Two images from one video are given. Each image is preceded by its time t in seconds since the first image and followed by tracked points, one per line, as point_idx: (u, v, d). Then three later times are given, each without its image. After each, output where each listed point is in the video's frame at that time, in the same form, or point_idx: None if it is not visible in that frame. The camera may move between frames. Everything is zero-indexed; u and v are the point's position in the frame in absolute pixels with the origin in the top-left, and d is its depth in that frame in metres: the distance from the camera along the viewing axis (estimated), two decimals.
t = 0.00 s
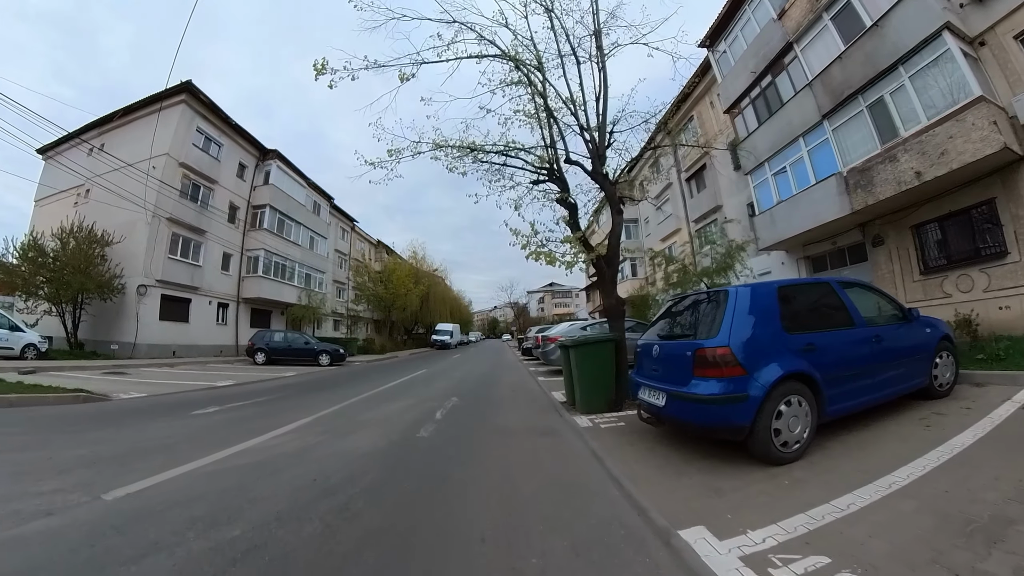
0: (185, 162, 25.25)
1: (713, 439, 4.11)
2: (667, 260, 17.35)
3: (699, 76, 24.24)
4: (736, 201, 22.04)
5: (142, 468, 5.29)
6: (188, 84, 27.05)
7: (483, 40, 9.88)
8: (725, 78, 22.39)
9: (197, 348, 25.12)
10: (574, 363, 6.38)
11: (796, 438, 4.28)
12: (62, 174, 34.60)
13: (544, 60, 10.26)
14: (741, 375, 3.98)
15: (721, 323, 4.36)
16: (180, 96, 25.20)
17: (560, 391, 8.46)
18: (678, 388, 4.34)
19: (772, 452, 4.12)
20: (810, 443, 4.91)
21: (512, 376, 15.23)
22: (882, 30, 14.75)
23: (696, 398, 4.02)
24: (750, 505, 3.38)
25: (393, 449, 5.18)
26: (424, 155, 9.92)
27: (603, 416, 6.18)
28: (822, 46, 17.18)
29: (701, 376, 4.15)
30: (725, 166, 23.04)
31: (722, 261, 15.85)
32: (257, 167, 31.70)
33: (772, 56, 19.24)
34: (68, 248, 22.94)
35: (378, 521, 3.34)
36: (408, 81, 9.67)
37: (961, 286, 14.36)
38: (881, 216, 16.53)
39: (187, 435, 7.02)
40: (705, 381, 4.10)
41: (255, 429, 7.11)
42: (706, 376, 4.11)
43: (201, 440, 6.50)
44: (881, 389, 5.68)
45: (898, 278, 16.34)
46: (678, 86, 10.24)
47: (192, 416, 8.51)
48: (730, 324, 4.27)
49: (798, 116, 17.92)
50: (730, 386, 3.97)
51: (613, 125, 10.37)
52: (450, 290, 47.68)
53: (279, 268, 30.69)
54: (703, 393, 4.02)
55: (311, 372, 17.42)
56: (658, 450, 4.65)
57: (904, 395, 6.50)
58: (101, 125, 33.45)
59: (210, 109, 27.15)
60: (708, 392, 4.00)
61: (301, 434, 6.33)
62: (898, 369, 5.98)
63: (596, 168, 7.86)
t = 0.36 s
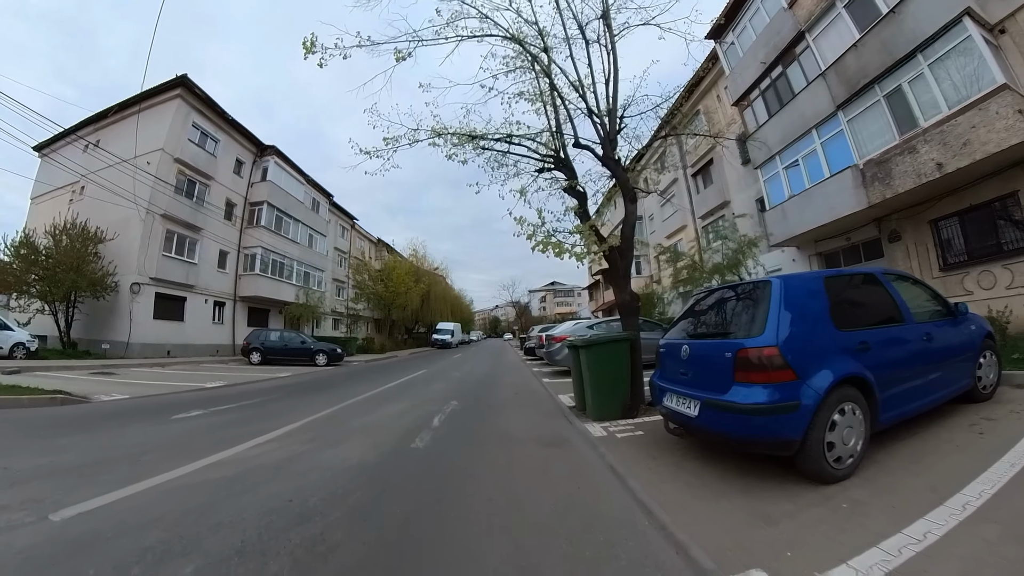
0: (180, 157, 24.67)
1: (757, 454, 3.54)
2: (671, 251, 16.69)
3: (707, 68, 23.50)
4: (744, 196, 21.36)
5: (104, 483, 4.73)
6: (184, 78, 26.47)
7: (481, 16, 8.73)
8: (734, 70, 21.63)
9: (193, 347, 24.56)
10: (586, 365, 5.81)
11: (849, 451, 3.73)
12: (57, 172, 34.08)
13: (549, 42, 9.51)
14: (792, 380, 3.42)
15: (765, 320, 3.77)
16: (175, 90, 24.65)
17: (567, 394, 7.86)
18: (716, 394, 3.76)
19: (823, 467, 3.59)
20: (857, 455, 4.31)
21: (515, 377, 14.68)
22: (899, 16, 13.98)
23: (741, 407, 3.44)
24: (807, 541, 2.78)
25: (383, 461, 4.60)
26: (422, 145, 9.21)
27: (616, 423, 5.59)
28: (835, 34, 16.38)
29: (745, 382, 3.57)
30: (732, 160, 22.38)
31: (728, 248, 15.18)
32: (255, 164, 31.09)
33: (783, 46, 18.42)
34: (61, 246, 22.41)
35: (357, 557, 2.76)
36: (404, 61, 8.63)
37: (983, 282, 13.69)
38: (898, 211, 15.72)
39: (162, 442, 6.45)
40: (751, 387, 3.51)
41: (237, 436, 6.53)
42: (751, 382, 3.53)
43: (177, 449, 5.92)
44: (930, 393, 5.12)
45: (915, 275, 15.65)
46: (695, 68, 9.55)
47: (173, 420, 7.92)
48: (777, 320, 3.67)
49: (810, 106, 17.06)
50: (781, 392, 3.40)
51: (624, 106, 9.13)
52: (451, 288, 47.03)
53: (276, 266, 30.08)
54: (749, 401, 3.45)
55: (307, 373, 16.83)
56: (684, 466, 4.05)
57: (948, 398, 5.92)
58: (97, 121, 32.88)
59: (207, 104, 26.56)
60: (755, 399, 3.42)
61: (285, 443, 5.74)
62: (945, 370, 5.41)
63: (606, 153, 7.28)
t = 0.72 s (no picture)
0: (175, 154, 24.10)
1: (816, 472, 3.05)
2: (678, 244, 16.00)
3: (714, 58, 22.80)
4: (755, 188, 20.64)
5: (56, 503, 4.17)
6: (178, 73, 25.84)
7: None
8: (741, 59, 20.86)
9: (188, 348, 24.05)
10: (599, 367, 5.18)
11: (916, 463, 3.25)
12: (53, 170, 33.57)
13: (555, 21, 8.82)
14: (860, 384, 2.91)
15: (818, 315, 3.24)
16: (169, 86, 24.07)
17: (576, 396, 7.27)
18: (765, 402, 3.23)
19: (892, 483, 3.11)
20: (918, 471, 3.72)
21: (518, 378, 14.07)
22: None
23: (801, 418, 2.92)
24: None
25: (369, 479, 4.02)
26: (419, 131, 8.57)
27: (633, 432, 4.99)
28: (848, 19, 15.52)
29: (803, 388, 3.04)
30: (740, 152, 21.71)
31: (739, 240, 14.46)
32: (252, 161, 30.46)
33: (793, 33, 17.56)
34: (54, 245, 21.92)
35: None
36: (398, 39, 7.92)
37: (1006, 276, 12.87)
38: (916, 202, 14.96)
39: (136, 451, 5.92)
40: (810, 394, 2.99)
41: (217, 445, 5.99)
42: (809, 387, 3.01)
43: (147, 462, 5.36)
44: (987, 393, 4.61)
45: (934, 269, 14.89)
46: (710, 47, 8.87)
47: (154, 426, 7.39)
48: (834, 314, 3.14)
49: (823, 94, 16.25)
50: (847, 398, 2.89)
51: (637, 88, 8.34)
52: (452, 287, 46.42)
53: (273, 265, 29.48)
54: (810, 410, 2.92)
55: (303, 373, 16.26)
56: (719, 488, 3.48)
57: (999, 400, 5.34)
58: (91, 119, 32.28)
59: (201, 100, 25.95)
60: (818, 408, 2.90)
61: (267, 454, 5.20)
62: (999, 369, 4.86)
63: (618, 136, 6.70)
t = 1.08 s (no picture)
0: (168, 151, 23.53)
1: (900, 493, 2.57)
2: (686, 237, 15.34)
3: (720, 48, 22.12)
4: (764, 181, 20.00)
5: None
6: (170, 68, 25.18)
7: None
8: (748, 48, 20.18)
9: (183, 349, 23.51)
10: (615, 369, 4.59)
11: (1011, 478, 2.75)
12: (46, 170, 33.01)
13: None
14: (953, 388, 2.44)
15: (882, 308, 2.81)
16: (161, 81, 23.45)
17: (586, 400, 6.70)
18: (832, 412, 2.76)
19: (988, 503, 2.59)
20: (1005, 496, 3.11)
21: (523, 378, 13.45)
22: None
23: (888, 432, 2.44)
24: None
25: (352, 504, 3.45)
26: (413, 115, 7.92)
27: (655, 442, 4.40)
28: (861, 3, 14.79)
29: (884, 394, 2.58)
30: (747, 144, 21.08)
31: (753, 230, 13.75)
32: (247, 158, 29.83)
33: (803, 19, 16.81)
34: (45, 245, 21.40)
35: None
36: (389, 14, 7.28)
37: None
38: (934, 193, 14.11)
39: (102, 465, 5.37)
40: (890, 401, 2.54)
41: (192, 457, 5.44)
42: (887, 394, 2.56)
43: (111, 478, 4.82)
44: None
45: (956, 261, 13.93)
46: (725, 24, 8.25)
47: (130, 434, 6.86)
48: (903, 306, 2.71)
49: (835, 82, 15.51)
50: (941, 405, 2.44)
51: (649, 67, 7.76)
52: (453, 285, 45.82)
53: (270, 264, 28.87)
54: (896, 421, 2.46)
55: (298, 374, 15.73)
56: (768, 517, 2.91)
57: None
58: (84, 116, 31.61)
59: (194, 96, 25.31)
60: (906, 418, 2.44)
61: (243, 470, 4.64)
62: None
63: (632, 114, 6.11)
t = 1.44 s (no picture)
0: (160, 148, 22.91)
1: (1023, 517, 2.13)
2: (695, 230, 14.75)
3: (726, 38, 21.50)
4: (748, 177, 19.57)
5: None
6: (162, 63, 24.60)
7: None
8: (755, 37, 19.57)
9: (176, 350, 22.96)
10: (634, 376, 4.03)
11: None
12: (37, 169, 32.45)
13: None
14: None
15: (946, 298, 2.54)
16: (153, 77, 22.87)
17: (595, 404, 6.16)
18: (912, 421, 2.42)
19: None
20: None
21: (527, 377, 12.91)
22: None
23: (999, 447, 2.05)
24: None
25: (329, 535, 2.90)
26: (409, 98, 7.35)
27: (682, 455, 3.90)
28: None
29: (993, 403, 2.18)
30: (754, 137, 20.52)
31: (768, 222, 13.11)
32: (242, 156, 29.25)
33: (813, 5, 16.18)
34: (34, 244, 20.84)
35: None
36: None
37: None
38: (951, 183, 13.34)
39: (61, 480, 4.84)
40: (988, 407, 2.19)
41: (160, 472, 4.88)
42: (983, 400, 2.21)
43: (65, 497, 4.28)
44: None
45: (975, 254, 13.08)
46: None
47: (101, 443, 6.33)
48: (974, 295, 2.42)
49: (847, 70, 14.91)
50: None
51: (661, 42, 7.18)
52: (453, 284, 45.24)
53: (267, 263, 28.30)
54: (1009, 433, 2.06)
55: (292, 376, 15.20)
56: (837, 555, 2.36)
57: None
58: (76, 114, 31.03)
59: (187, 92, 24.72)
60: (1019, 428, 2.04)
61: (212, 491, 4.09)
62: None
63: (645, 89, 5.56)
